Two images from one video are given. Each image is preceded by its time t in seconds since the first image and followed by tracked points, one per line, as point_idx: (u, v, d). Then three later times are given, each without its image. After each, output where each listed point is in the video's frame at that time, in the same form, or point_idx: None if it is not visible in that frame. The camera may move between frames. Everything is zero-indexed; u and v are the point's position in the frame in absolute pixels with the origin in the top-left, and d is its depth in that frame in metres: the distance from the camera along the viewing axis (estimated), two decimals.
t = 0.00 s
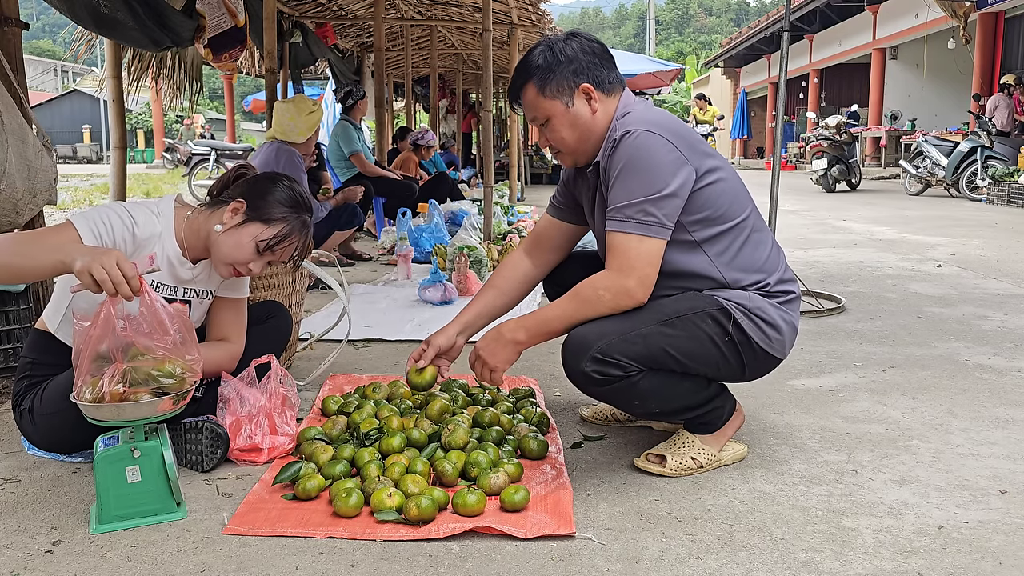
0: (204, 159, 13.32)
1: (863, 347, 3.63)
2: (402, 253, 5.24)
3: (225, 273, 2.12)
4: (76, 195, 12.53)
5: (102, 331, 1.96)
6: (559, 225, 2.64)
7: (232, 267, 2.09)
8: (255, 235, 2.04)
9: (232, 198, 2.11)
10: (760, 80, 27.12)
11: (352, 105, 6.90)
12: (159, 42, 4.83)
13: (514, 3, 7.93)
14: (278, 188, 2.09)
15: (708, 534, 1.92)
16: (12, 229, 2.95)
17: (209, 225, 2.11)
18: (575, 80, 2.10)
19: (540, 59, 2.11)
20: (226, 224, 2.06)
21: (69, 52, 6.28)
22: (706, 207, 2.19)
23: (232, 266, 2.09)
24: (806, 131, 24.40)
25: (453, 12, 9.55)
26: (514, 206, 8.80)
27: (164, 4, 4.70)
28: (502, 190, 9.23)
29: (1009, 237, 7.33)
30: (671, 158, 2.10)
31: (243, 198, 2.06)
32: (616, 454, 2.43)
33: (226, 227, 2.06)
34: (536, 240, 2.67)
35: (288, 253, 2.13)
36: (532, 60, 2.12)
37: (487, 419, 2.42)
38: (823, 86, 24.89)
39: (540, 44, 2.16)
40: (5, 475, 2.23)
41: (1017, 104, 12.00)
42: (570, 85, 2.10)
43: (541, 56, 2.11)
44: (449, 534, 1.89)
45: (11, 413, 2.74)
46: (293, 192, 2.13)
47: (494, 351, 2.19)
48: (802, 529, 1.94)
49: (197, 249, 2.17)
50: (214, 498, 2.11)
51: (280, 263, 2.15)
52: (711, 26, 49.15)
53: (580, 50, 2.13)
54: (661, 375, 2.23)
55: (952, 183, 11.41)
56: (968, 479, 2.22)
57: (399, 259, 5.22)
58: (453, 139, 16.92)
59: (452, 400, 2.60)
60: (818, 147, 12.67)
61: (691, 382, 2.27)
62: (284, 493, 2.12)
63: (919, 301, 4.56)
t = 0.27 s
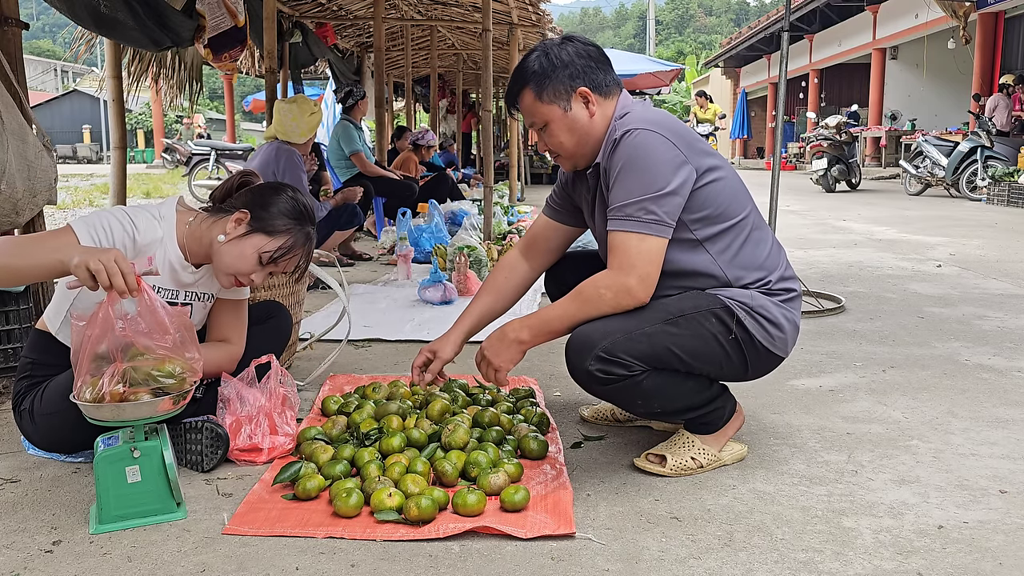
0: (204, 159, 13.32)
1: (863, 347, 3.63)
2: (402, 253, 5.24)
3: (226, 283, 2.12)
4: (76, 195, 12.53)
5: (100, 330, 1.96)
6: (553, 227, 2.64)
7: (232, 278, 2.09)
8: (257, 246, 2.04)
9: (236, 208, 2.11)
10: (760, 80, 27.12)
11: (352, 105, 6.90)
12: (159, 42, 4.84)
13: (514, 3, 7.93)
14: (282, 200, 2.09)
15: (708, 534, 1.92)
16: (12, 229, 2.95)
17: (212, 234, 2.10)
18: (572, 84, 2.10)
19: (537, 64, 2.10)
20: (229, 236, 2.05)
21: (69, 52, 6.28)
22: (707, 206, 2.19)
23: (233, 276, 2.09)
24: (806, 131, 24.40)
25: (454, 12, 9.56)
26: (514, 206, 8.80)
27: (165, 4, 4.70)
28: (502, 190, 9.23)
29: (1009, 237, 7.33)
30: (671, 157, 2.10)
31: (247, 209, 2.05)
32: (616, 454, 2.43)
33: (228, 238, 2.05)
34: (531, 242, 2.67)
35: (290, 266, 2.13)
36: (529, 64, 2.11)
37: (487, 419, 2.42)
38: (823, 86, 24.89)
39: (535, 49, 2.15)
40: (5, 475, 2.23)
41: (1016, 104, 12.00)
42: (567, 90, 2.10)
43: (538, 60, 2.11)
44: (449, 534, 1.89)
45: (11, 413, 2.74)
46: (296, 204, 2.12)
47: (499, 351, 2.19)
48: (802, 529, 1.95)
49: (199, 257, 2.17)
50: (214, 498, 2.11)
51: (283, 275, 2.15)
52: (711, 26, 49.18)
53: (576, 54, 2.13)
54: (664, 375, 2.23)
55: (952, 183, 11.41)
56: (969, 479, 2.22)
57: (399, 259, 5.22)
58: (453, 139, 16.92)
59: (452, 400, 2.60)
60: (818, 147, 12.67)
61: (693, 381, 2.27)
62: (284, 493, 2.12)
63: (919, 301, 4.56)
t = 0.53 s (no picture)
0: (204, 159, 13.32)
1: (863, 347, 3.62)
2: (402, 253, 5.24)
3: (227, 287, 2.12)
4: (76, 195, 12.53)
5: (100, 333, 1.96)
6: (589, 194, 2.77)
7: (233, 282, 2.09)
8: (259, 252, 2.04)
9: (238, 212, 2.10)
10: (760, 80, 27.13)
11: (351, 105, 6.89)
12: (159, 42, 4.83)
13: (514, 3, 7.93)
14: (286, 205, 2.09)
15: (708, 534, 1.92)
16: (12, 229, 2.95)
17: (212, 239, 2.10)
18: (575, 85, 2.10)
19: (540, 65, 2.10)
20: (229, 239, 2.05)
21: (69, 52, 6.28)
22: (707, 212, 2.19)
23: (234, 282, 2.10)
24: (806, 131, 24.39)
25: (453, 12, 9.56)
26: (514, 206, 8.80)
27: (165, 4, 4.70)
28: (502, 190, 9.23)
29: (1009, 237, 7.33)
30: (673, 161, 2.10)
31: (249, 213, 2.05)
32: (616, 454, 2.43)
33: (228, 243, 2.05)
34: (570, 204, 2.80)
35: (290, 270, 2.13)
36: (532, 64, 2.11)
37: (488, 419, 2.42)
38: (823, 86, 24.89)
39: (539, 48, 2.16)
40: (5, 475, 2.23)
41: (1016, 104, 12.00)
42: (571, 91, 2.10)
43: (541, 61, 2.11)
44: (449, 534, 1.89)
45: (11, 413, 2.74)
46: (299, 208, 2.13)
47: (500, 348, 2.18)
48: (802, 529, 1.95)
49: (199, 260, 2.16)
50: (214, 498, 2.11)
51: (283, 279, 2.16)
52: (711, 26, 49.18)
53: (579, 55, 2.13)
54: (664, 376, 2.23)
55: (952, 183, 11.41)
56: (968, 479, 2.22)
57: (399, 259, 5.22)
58: (452, 139, 16.92)
59: (451, 399, 2.60)
60: (818, 147, 12.67)
61: (692, 382, 2.27)
62: (284, 493, 2.12)
63: (919, 301, 4.56)
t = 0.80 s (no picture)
0: (204, 159, 13.32)
1: (863, 347, 3.62)
2: (402, 253, 5.23)
3: (224, 284, 2.12)
4: (76, 196, 12.52)
5: (100, 333, 1.96)
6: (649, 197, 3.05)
7: (230, 280, 2.09)
8: (256, 248, 2.04)
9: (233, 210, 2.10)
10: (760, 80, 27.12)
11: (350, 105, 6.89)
12: (159, 42, 4.83)
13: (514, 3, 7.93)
14: (281, 201, 2.09)
15: (708, 534, 1.92)
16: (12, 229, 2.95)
17: (209, 237, 2.10)
18: (555, 72, 2.09)
19: (517, 55, 2.09)
20: (226, 237, 2.05)
21: (69, 52, 6.28)
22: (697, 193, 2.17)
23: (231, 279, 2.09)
24: (806, 131, 24.39)
25: (453, 12, 9.56)
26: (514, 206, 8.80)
27: (165, 4, 4.70)
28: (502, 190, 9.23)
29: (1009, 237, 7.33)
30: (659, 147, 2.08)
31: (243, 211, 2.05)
32: (617, 454, 2.43)
33: (227, 240, 2.05)
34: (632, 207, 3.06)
35: (286, 266, 2.12)
36: (510, 58, 2.10)
37: (487, 419, 2.42)
38: (823, 86, 24.88)
39: (514, 39, 2.15)
40: (5, 475, 2.23)
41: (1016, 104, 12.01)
42: (550, 79, 2.09)
43: (518, 51, 2.10)
44: (449, 534, 1.89)
45: (11, 413, 2.73)
46: (293, 204, 2.12)
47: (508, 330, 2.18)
48: (802, 529, 1.95)
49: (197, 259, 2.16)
50: (214, 498, 2.11)
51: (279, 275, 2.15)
52: (711, 26, 49.20)
53: (554, 41, 2.12)
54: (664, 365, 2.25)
55: (952, 183, 11.41)
56: (968, 479, 2.22)
57: (399, 259, 5.22)
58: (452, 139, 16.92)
59: (452, 400, 2.60)
60: (818, 147, 12.67)
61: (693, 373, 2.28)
62: (284, 493, 2.12)
63: (919, 301, 4.56)
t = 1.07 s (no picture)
0: (204, 159, 13.32)
1: (863, 347, 3.62)
2: (402, 253, 5.23)
3: (217, 275, 2.11)
4: (76, 196, 12.53)
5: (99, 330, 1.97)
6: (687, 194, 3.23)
7: (224, 268, 2.07)
8: (250, 234, 2.04)
9: (225, 198, 2.11)
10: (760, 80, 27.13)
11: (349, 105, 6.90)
12: (159, 42, 4.83)
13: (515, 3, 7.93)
14: (275, 189, 2.09)
15: (708, 534, 1.92)
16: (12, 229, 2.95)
17: (202, 225, 2.10)
18: None
19: None
20: (219, 223, 2.05)
21: (69, 52, 6.28)
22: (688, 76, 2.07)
23: (224, 266, 2.07)
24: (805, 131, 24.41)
25: (453, 12, 9.57)
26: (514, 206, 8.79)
27: (165, 4, 4.70)
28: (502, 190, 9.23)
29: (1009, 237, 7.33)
30: (654, 27, 1.96)
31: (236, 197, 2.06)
32: (617, 454, 2.43)
33: (220, 228, 2.05)
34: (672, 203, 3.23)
35: (281, 252, 2.12)
36: None
37: (488, 419, 2.42)
38: (823, 86, 24.88)
39: None
40: (5, 475, 2.23)
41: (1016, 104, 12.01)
42: None
43: None
44: (449, 534, 1.89)
45: (11, 413, 2.73)
46: (286, 190, 2.13)
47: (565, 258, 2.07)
48: (802, 529, 1.95)
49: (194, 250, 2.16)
50: (214, 498, 2.11)
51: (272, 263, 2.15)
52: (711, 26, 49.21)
53: None
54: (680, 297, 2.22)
55: (952, 183, 11.41)
56: (968, 479, 2.22)
57: (399, 259, 5.22)
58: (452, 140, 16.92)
59: (451, 400, 2.60)
60: (818, 147, 12.67)
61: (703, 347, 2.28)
62: (284, 493, 2.12)
63: (919, 301, 4.56)
